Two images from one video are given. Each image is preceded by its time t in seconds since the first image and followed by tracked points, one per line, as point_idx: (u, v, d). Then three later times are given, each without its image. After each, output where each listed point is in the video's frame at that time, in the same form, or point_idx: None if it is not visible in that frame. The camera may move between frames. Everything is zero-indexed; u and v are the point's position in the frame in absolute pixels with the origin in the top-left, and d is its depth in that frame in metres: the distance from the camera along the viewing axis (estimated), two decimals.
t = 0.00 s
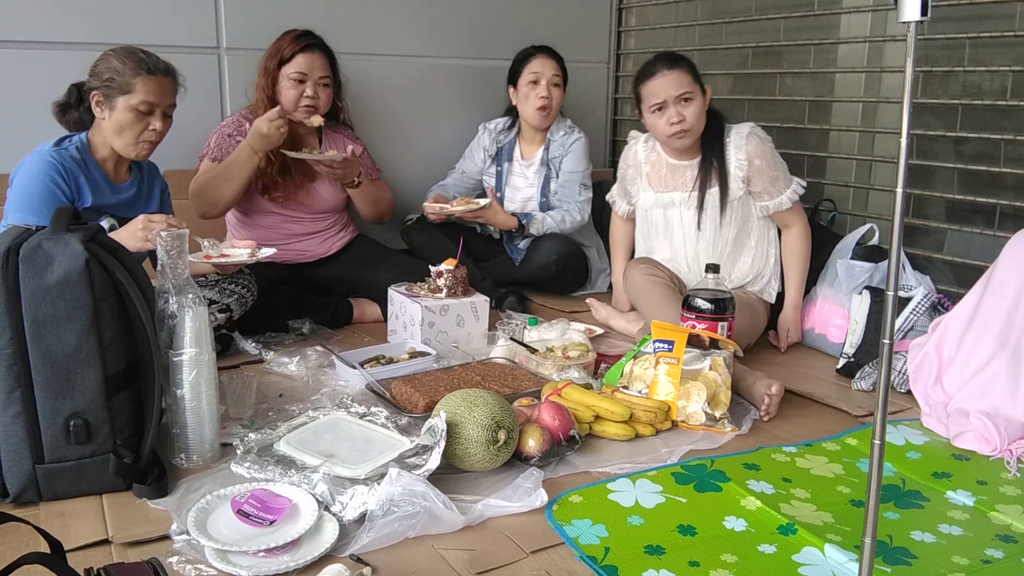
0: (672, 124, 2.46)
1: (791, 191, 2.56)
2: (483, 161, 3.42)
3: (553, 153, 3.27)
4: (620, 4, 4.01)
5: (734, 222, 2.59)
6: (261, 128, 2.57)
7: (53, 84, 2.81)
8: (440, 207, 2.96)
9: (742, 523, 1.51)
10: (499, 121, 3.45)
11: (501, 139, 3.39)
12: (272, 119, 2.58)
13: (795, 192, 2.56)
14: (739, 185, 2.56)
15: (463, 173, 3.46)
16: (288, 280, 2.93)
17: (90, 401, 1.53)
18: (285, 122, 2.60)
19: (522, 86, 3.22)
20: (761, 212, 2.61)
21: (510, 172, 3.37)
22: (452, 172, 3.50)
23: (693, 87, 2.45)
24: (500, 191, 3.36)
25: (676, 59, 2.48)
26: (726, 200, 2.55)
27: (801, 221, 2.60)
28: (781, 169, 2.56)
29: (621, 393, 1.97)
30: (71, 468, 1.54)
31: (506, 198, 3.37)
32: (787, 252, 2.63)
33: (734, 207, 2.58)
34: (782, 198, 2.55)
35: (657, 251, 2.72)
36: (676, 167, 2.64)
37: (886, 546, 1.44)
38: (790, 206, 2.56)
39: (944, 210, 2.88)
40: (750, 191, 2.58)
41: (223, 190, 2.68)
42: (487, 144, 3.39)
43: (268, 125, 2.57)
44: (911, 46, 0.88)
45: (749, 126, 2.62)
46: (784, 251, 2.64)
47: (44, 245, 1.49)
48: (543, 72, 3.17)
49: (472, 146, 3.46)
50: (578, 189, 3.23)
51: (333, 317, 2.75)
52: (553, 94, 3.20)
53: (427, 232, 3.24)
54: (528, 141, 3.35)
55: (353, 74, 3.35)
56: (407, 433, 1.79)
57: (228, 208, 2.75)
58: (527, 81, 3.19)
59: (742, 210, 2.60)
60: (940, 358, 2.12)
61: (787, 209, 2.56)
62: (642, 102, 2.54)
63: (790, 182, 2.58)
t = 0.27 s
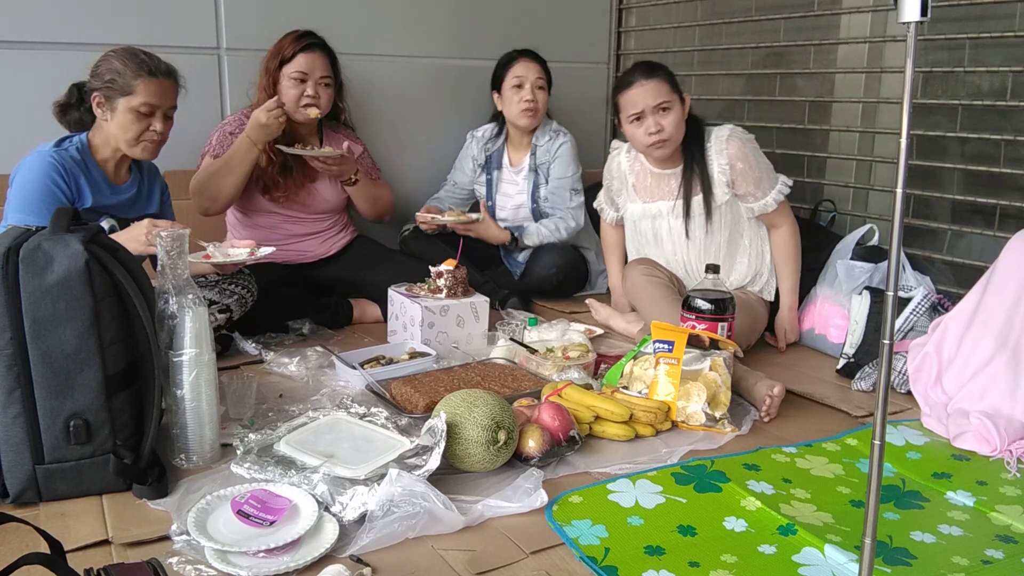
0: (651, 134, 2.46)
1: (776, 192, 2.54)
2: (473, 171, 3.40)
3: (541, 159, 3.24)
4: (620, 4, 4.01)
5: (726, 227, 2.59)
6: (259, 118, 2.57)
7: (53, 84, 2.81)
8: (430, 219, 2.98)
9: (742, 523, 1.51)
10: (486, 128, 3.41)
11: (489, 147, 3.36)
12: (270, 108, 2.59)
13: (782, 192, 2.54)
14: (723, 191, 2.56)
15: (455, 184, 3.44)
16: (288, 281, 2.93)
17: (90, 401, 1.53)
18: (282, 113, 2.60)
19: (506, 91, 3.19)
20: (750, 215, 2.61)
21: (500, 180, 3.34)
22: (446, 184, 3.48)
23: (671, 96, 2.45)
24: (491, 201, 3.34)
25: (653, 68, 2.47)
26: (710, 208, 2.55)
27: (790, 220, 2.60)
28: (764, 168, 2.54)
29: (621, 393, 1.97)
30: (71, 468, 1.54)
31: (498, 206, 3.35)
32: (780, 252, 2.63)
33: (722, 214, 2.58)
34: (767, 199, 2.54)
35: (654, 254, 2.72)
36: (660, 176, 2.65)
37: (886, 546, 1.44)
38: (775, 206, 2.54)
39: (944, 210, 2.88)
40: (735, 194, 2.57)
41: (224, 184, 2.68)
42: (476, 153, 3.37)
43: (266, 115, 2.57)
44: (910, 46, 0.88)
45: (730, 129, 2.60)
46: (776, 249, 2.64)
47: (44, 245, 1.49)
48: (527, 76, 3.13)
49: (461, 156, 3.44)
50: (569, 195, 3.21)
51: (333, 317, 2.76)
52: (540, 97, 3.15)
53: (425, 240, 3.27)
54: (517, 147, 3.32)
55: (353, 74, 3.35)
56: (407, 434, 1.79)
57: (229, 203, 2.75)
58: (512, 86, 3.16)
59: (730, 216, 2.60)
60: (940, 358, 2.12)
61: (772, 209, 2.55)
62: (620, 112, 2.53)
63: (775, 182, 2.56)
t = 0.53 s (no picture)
0: (637, 143, 2.45)
1: (763, 198, 2.53)
2: (469, 177, 3.40)
3: (536, 166, 3.23)
4: (620, 4, 4.01)
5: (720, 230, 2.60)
6: (259, 111, 2.57)
7: (53, 84, 2.80)
8: (433, 223, 2.94)
9: (742, 523, 1.51)
10: (481, 132, 3.40)
11: (484, 153, 3.35)
12: (271, 101, 2.58)
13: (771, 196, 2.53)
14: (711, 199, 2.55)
15: (453, 189, 3.45)
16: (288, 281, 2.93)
17: (90, 401, 1.53)
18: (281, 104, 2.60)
19: (498, 99, 3.15)
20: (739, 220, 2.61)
21: (497, 186, 3.33)
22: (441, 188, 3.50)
23: (655, 104, 2.44)
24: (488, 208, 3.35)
25: (637, 76, 2.46)
26: (697, 217, 2.56)
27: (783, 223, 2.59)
28: (752, 170, 2.52)
29: (621, 393, 1.97)
30: (71, 468, 1.54)
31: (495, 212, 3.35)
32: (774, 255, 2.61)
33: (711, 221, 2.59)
34: (756, 204, 2.52)
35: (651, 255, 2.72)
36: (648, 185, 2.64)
37: (886, 546, 1.44)
38: (764, 211, 2.53)
39: (944, 210, 2.88)
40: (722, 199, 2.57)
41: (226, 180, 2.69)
42: (471, 159, 3.36)
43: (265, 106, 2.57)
44: (911, 46, 0.88)
45: (714, 134, 2.57)
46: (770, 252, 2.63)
47: (44, 245, 1.49)
48: (519, 83, 3.10)
49: (456, 161, 3.44)
50: (567, 202, 3.21)
51: (333, 317, 2.76)
52: (532, 103, 3.13)
53: (425, 240, 3.27)
54: (511, 152, 3.29)
55: (352, 74, 3.35)
56: (407, 433, 1.79)
57: (230, 199, 2.75)
58: (503, 93, 3.12)
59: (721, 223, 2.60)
60: (940, 358, 2.12)
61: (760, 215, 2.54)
62: (605, 121, 2.52)
63: (765, 186, 2.54)
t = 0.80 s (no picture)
0: (629, 151, 2.45)
1: (759, 205, 2.52)
2: (467, 181, 3.39)
3: (532, 169, 3.24)
4: (620, 4, 4.01)
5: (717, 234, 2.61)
6: (261, 103, 2.58)
7: (53, 84, 2.80)
8: (431, 220, 2.97)
9: (742, 523, 1.51)
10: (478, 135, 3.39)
11: (482, 157, 3.34)
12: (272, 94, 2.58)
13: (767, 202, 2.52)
14: (705, 207, 2.58)
15: (451, 191, 3.44)
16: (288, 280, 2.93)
17: (90, 401, 1.53)
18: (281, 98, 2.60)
19: (496, 104, 3.15)
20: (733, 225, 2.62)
21: (495, 190, 3.33)
22: (441, 190, 3.49)
23: (648, 112, 2.45)
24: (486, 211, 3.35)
25: (629, 84, 2.47)
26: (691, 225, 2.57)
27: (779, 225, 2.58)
28: (747, 175, 2.52)
29: (621, 393, 1.97)
30: (71, 468, 1.54)
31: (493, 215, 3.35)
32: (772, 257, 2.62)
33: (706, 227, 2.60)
34: (751, 210, 2.52)
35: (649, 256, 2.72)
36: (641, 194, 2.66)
37: (886, 546, 1.44)
38: (760, 217, 2.53)
39: (944, 210, 2.88)
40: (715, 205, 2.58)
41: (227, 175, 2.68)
42: (470, 162, 3.36)
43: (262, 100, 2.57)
44: (911, 46, 0.88)
45: (704, 141, 2.58)
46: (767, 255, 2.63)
47: (44, 245, 1.49)
48: (517, 89, 3.10)
49: (455, 164, 3.43)
50: (564, 204, 3.22)
51: (333, 317, 2.76)
52: (530, 109, 3.13)
53: (425, 240, 3.27)
54: (510, 156, 3.30)
55: (352, 74, 3.35)
56: (407, 433, 1.79)
57: (232, 194, 2.74)
58: (502, 100, 3.12)
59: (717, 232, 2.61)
60: (940, 358, 2.12)
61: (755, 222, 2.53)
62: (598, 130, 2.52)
63: (760, 191, 2.54)
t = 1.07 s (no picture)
0: (629, 154, 2.45)
1: (758, 207, 2.50)
2: (463, 185, 3.39)
3: (528, 173, 3.23)
4: (620, 4, 4.01)
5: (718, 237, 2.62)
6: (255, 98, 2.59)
7: (53, 84, 2.81)
8: (432, 219, 2.97)
9: (742, 523, 1.51)
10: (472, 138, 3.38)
11: (477, 161, 3.34)
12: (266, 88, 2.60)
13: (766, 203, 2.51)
14: (704, 208, 2.58)
15: (448, 194, 3.44)
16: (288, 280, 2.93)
17: (90, 401, 1.53)
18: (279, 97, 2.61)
19: (489, 110, 3.15)
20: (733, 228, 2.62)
21: (491, 194, 3.33)
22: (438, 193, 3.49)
23: (647, 114, 2.44)
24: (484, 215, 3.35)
25: (627, 87, 2.47)
26: (689, 228, 2.57)
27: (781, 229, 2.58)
28: (747, 177, 2.50)
29: (621, 393, 1.97)
30: (71, 468, 1.54)
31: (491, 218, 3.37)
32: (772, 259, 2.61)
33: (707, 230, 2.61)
34: (752, 214, 2.50)
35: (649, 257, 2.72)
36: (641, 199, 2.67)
37: (886, 546, 1.44)
38: (761, 219, 2.51)
39: (944, 210, 2.88)
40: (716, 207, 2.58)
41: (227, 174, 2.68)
42: (464, 166, 3.35)
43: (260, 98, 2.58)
44: (911, 46, 0.88)
45: (706, 143, 2.57)
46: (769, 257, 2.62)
47: (44, 245, 1.49)
48: (508, 95, 3.09)
49: (450, 168, 3.43)
50: (563, 206, 3.23)
51: (333, 317, 2.76)
52: (522, 113, 3.12)
53: (425, 242, 3.28)
54: (505, 160, 3.30)
55: (352, 74, 3.35)
56: (407, 433, 1.79)
57: (231, 191, 2.74)
58: (493, 105, 3.12)
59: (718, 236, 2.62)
60: (940, 358, 2.12)
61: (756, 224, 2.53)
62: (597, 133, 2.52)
63: (760, 193, 2.53)
